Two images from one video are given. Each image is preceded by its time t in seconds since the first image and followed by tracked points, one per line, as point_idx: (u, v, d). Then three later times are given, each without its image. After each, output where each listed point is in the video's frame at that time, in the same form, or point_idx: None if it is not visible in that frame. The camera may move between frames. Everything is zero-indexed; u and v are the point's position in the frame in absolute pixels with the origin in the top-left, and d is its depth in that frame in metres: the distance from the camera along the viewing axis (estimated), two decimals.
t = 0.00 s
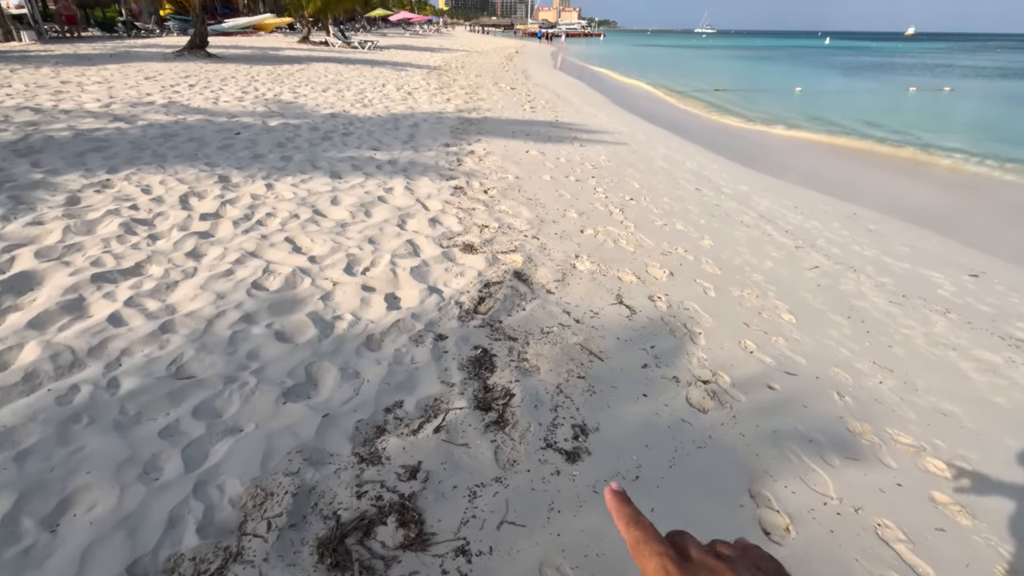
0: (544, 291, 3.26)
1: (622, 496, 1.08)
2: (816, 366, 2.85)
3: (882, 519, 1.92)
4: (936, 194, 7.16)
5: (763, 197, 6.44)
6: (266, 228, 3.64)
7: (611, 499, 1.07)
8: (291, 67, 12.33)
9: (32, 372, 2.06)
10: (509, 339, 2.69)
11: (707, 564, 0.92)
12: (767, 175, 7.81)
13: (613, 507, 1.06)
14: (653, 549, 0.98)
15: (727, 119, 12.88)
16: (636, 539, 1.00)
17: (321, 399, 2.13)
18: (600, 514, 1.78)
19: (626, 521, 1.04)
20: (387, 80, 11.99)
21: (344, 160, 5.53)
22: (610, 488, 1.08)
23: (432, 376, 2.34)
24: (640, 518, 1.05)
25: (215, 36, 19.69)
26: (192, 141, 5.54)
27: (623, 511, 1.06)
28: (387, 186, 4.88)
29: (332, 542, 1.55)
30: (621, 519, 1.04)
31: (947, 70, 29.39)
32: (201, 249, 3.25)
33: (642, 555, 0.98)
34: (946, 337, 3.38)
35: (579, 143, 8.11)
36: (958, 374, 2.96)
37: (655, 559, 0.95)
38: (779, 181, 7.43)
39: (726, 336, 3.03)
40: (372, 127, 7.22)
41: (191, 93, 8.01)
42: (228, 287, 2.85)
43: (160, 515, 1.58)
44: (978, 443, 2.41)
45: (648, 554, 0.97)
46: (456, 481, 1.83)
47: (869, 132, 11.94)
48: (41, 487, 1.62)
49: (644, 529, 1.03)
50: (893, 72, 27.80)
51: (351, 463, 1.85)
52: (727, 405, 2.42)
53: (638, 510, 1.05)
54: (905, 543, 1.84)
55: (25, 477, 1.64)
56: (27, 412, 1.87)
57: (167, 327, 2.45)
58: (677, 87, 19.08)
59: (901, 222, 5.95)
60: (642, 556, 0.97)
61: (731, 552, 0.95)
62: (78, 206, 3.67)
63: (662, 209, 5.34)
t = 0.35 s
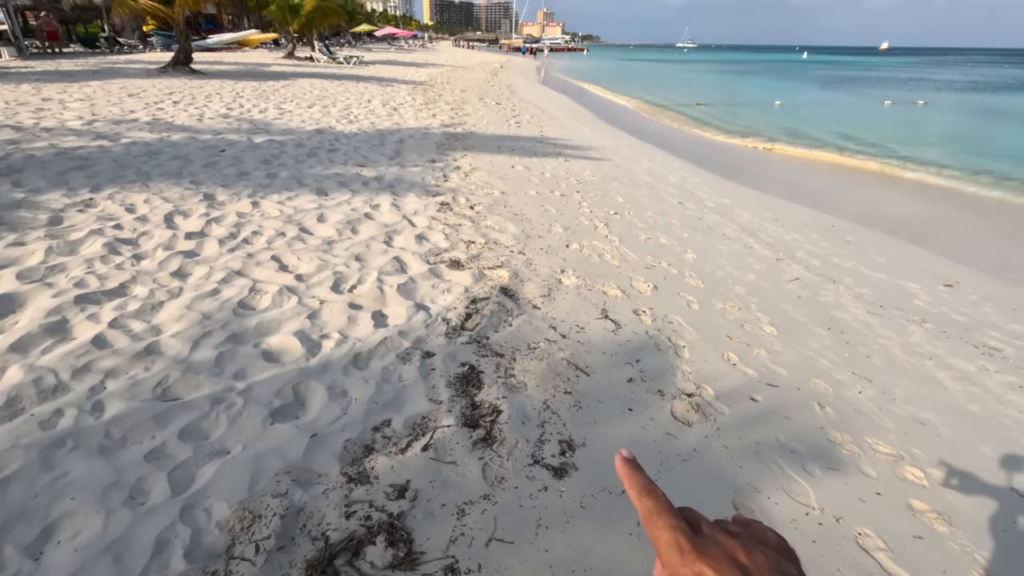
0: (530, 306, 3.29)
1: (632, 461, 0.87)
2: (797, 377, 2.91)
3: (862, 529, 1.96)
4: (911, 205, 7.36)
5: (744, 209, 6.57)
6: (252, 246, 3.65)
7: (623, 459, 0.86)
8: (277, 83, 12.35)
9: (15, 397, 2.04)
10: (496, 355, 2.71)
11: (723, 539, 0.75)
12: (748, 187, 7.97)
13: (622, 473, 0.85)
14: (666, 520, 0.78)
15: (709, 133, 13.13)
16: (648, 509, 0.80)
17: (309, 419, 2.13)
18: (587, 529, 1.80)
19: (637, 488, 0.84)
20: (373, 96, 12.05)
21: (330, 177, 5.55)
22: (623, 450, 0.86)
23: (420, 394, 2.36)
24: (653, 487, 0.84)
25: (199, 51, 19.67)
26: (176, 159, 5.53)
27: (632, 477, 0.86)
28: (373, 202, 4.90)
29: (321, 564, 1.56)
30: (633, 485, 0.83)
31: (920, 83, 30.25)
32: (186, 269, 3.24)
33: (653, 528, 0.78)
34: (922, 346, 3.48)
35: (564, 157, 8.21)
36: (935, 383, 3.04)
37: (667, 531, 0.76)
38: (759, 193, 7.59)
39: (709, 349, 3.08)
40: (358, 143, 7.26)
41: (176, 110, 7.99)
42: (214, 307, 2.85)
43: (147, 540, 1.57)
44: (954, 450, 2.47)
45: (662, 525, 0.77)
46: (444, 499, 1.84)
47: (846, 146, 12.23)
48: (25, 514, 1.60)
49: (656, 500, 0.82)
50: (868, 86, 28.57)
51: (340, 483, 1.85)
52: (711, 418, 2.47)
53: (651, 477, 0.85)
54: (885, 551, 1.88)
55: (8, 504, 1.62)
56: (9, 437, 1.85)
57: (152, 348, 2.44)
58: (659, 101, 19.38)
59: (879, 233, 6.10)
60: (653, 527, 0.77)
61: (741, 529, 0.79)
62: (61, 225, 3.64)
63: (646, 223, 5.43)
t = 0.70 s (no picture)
0: (516, 314, 3.29)
1: (658, 455, 1.15)
2: (782, 382, 2.94)
3: (846, 531, 1.98)
4: (890, 211, 7.49)
5: (728, 216, 6.65)
6: (235, 257, 3.61)
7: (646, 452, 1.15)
8: (261, 92, 12.29)
9: None
10: (481, 364, 2.70)
11: (745, 526, 0.99)
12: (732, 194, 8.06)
13: (650, 464, 1.13)
14: (696, 510, 1.02)
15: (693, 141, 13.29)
16: (677, 497, 1.06)
17: (291, 432, 2.11)
18: (573, 537, 1.80)
19: (665, 477, 1.11)
20: (359, 105, 12.04)
21: (315, 187, 5.52)
22: (644, 442, 1.16)
23: (404, 404, 2.34)
24: (677, 474, 1.12)
25: (183, 62, 19.54)
26: (158, 169, 5.47)
27: (660, 467, 1.13)
28: (358, 212, 4.88)
29: None
30: (661, 474, 1.10)
31: (898, 92, 30.90)
32: (167, 281, 3.20)
33: (684, 514, 1.03)
34: (902, 349, 3.53)
35: (549, 166, 8.25)
36: (915, 386, 3.08)
37: (697, 520, 1.00)
38: (743, 200, 7.68)
39: (694, 355, 3.10)
40: (343, 153, 7.24)
41: (158, 120, 7.92)
42: (195, 319, 2.81)
43: (123, 559, 1.54)
44: (934, 451, 2.51)
45: (692, 512, 1.02)
46: (429, 510, 1.82)
47: (826, 153, 12.44)
48: None
49: (681, 484, 1.10)
50: (848, 94, 29.12)
51: (322, 496, 1.83)
52: (697, 424, 2.47)
53: (675, 467, 1.12)
54: (869, 554, 1.90)
55: None
56: None
57: (131, 362, 2.40)
58: (644, 110, 19.57)
59: (859, 238, 6.20)
60: (684, 513, 1.02)
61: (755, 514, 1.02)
62: (38, 238, 3.58)
63: (631, 230, 5.47)
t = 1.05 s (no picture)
0: (503, 323, 3.29)
1: (632, 454, 1.15)
2: (767, 387, 2.96)
3: (832, 535, 1.99)
4: (869, 217, 7.63)
5: (711, 223, 6.73)
6: (218, 269, 3.56)
7: (620, 451, 1.15)
8: (244, 103, 12.21)
9: None
10: (468, 373, 2.69)
11: (724, 531, 0.98)
12: (715, 202, 8.16)
13: (624, 463, 1.13)
14: (672, 514, 1.02)
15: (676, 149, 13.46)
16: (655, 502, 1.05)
17: (276, 446, 2.07)
18: (563, 547, 1.78)
19: (641, 478, 1.10)
20: (343, 116, 12.01)
21: (299, 197, 5.49)
22: (618, 442, 1.15)
23: (391, 415, 2.32)
24: (650, 473, 1.12)
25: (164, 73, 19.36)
26: (138, 181, 5.39)
27: (635, 467, 1.13)
28: (343, 222, 4.85)
29: None
30: (636, 475, 1.10)
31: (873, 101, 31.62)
32: (148, 294, 3.14)
33: (660, 518, 1.03)
34: (884, 352, 3.58)
35: (535, 175, 8.29)
36: (897, 389, 3.13)
37: (674, 525, 1.00)
38: (726, 208, 7.78)
39: (681, 362, 3.12)
40: (327, 163, 7.21)
41: (139, 132, 7.82)
42: (176, 332, 2.76)
43: None
44: (917, 454, 2.54)
45: (670, 517, 1.01)
46: (417, 523, 1.80)
47: (806, 161, 12.66)
48: None
49: (655, 484, 1.10)
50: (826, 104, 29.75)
51: (308, 510, 1.80)
52: (684, 430, 2.48)
53: (649, 467, 1.12)
54: (856, 556, 1.91)
55: None
56: None
57: (109, 377, 2.35)
58: (627, 120, 19.77)
59: (839, 244, 6.30)
60: (661, 518, 1.02)
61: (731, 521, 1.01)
62: (13, 251, 3.50)
63: (616, 238, 5.50)
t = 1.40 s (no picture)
0: (492, 340, 3.27)
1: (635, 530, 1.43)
2: (756, 401, 2.97)
3: (825, 550, 1.98)
4: (849, 231, 7.77)
5: (696, 238, 6.80)
6: (201, 288, 3.51)
7: (623, 525, 1.43)
8: (229, 122, 12.18)
9: None
10: (457, 392, 2.66)
11: None
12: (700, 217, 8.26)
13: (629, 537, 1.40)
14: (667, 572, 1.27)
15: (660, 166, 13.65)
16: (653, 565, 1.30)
17: (260, 469, 2.02)
18: (555, 569, 1.75)
19: (642, 548, 1.37)
20: (329, 135, 12.02)
21: (284, 216, 5.45)
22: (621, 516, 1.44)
23: (378, 436, 2.27)
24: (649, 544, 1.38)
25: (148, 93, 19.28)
26: (120, 200, 5.33)
27: (637, 540, 1.40)
28: (329, 240, 4.82)
29: None
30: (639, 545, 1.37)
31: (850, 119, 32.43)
32: (129, 314, 3.08)
33: None
34: (869, 365, 3.61)
35: (522, 193, 8.34)
36: (884, 401, 3.15)
37: None
38: (711, 223, 7.87)
39: (670, 377, 3.11)
40: (313, 182, 7.19)
41: (122, 151, 7.75)
42: (158, 353, 2.70)
43: None
44: (906, 466, 2.55)
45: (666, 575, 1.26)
46: (406, 546, 1.76)
47: (787, 177, 12.90)
48: None
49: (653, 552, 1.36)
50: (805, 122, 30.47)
51: (293, 535, 1.75)
52: (675, 446, 2.47)
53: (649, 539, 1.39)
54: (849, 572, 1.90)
55: None
56: None
57: (87, 400, 2.28)
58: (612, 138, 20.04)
59: (822, 258, 6.40)
60: None
61: None
62: None
63: (604, 254, 5.53)
